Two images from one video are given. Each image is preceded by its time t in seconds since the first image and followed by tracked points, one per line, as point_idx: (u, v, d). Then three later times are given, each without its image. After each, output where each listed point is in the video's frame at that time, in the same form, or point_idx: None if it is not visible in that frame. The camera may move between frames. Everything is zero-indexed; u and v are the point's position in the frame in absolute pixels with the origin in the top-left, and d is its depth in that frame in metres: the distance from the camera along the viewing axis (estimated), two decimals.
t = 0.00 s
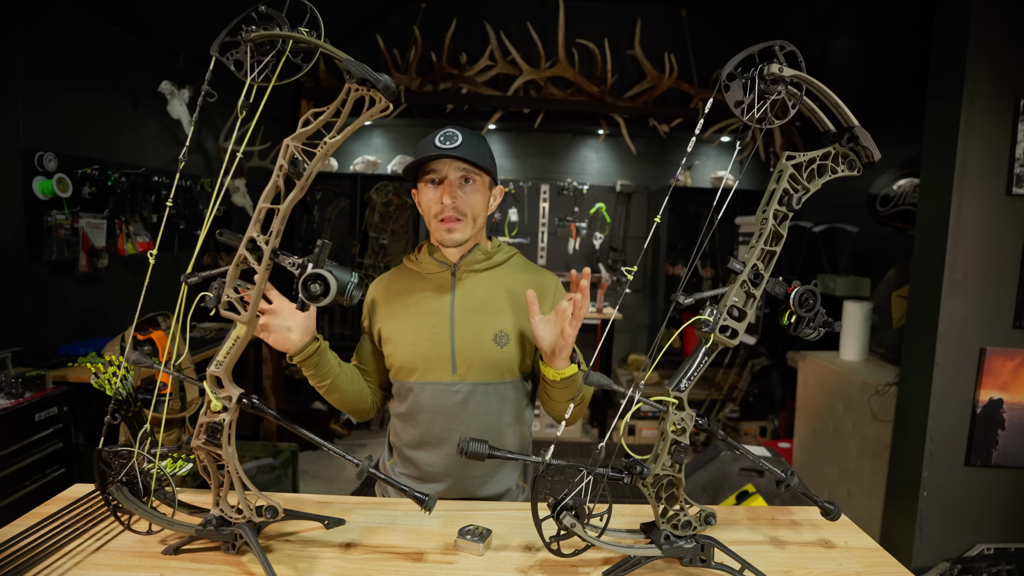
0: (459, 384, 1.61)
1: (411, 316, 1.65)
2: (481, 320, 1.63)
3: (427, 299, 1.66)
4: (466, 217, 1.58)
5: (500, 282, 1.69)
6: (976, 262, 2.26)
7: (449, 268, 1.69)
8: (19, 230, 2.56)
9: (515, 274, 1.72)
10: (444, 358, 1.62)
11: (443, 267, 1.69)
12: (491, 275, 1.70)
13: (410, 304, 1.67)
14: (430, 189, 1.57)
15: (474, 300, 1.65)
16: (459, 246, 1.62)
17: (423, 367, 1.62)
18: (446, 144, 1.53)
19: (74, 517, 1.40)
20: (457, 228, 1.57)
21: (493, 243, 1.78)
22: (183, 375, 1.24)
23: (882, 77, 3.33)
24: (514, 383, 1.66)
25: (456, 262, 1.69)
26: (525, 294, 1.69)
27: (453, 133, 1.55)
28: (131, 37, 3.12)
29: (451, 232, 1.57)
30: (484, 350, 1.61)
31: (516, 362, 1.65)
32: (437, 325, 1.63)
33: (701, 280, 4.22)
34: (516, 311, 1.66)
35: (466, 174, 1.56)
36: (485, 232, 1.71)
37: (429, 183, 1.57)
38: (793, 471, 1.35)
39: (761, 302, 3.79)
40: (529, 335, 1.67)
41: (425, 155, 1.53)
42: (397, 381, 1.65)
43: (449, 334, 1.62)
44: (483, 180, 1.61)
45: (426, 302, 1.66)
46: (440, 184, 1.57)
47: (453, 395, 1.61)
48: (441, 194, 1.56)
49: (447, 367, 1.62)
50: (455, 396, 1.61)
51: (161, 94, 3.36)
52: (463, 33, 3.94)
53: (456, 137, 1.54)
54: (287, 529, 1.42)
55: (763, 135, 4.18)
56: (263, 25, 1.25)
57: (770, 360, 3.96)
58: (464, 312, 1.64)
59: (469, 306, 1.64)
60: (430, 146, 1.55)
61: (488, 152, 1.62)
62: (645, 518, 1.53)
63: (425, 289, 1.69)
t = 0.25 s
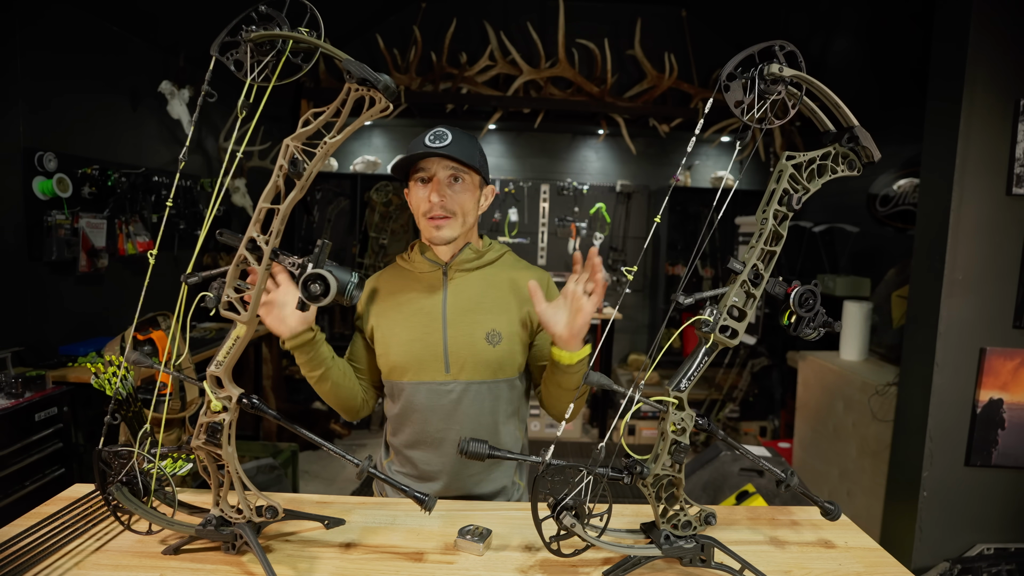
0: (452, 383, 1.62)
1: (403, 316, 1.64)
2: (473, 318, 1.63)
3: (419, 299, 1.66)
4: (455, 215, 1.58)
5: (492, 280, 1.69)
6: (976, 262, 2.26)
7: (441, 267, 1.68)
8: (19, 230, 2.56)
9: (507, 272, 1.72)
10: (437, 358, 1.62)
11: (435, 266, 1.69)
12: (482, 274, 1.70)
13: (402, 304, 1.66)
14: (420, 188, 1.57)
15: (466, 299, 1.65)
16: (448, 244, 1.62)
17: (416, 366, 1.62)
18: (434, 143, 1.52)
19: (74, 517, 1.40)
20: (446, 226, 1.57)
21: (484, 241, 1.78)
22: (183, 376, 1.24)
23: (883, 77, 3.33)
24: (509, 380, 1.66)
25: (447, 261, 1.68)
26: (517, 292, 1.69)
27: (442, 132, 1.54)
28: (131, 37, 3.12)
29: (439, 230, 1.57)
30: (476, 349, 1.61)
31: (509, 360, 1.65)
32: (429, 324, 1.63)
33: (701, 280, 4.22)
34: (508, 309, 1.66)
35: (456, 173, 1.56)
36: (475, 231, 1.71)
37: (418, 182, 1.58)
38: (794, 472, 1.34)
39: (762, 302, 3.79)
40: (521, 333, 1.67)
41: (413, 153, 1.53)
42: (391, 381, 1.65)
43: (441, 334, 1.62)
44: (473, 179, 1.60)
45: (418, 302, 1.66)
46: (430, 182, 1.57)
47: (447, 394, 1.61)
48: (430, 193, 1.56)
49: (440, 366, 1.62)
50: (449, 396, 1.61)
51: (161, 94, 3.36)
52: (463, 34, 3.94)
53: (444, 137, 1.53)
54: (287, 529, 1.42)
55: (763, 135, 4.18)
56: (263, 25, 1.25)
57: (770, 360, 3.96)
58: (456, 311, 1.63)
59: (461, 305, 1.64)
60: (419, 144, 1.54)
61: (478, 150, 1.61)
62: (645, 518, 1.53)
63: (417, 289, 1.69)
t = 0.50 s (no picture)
0: (450, 386, 1.62)
1: (400, 320, 1.64)
2: (470, 322, 1.63)
3: (417, 302, 1.65)
4: (454, 216, 1.58)
5: (489, 282, 1.68)
6: (976, 262, 2.26)
7: (437, 269, 1.66)
8: (19, 231, 2.56)
9: (504, 273, 1.71)
10: (435, 362, 1.62)
11: (431, 268, 1.67)
12: (479, 276, 1.69)
13: (399, 307, 1.65)
14: (418, 188, 1.57)
15: (463, 301, 1.65)
16: (447, 247, 1.62)
17: (414, 370, 1.62)
18: (432, 143, 1.51)
19: (74, 517, 1.40)
20: (445, 227, 1.57)
21: (480, 241, 1.77)
22: (183, 376, 1.24)
23: (883, 77, 3.33)
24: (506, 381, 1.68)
25: (444, 263, 1.66)
26: (515, 294, 1.68)
27: (439, 130, 1.53)
28: (131, 38, 3.12)
29: (438, 231, 1.57)
30: (475, 352, 1.62)
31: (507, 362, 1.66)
32: (426, 328, 1.62)
33: (701, 280, 4.22)
34: (506, 312, 1.66)
35: (454, 173, 1.56)
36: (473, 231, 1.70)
37: (416, 182, 1.57)
38: (793, 472, 1.34)
39: (762, 302, 3.79)
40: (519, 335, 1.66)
41: (410, 153, 1.52)
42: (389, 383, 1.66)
43: (439, 337, 1.61)
44: (471, 179, 1.61)
45: (414, 305, 1.65)
46: (428, 182, 1.57)
47: (445, 397, 1.62)
48: (428, 193, 1.56)
49: (438, 370, 1.62)
50: (447, 398, 1.62)
51: (161, 94, 3.36)
52: (463, 34, 3.94)
53: (443, 136, 1.52)
54: (287, 529, 1.42)
55: (763, 135, 4.18)
56: (263, 25, 1.25)
57: (770, 360, 3.96)
58: (453, 314, 1.63)
59: (459, 308, 1.64)
60: (416, 144, 1.54)
61: (475, 150, 1.62)
62: (645, 518, 1.53)
63: (414, 291, 1.68)
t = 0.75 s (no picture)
0: (446, 392, 1.63)
1: (397, 323, 1.65)
2: (467, 328, 1.63)
3: (414, 306, 1.65)
4: (443, 221, 1.56)
5: (486, 287, 1.67)
6: (976, 262, 2.26)
7: (434, 273, 1.65)
8: (19, 231, 2.56)
9: (501, 278, 1.69)
10: (430, 367, 1.62)
11: (427, 272, 1.66)
12: (476, 280, 1.68)
13: (395, 311, 1.66)
14: (405, 194, 1.55)
15: (459, 306, 1.64)
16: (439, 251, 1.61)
17: (410, 374, 1.63)
18: (417, 149, 1.47)
19: (74, 517, 1.40)
20: (434, 232, 1.56)
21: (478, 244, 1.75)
22: (183, 376, 1.24)
23: (883, 77, 3.33)
24: (503, 386, 1.68)
25: (440, 267, 1.66)
26: (512, 299, 1.67)
27: (427, 133, 1.48)
28: (131, 37, 3.12)
29: (428, 237, 1.56)
30: (470, 358, 1.61)
31: (503, 367, 1.66)
32: (422, 333, 1.62)
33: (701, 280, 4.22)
34: (502, 318, 1.65)
35: (441, 178, 1.52)
36: (467, 234, 1.67)
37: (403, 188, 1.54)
38: (793, 472, 1.34)
39: (762, 302, 3.79)
40: (515, 341, 1.66)
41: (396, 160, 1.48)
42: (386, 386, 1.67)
43: (435, 342, 1.61)
44: (460, 181, 1.56)
45: (411, 308, 1.65)
46: (415, 188, 1.53)
47: (441, 401, 1.63)
48: (416, 199, 1.54)
49: (433, 375, 1.62)
50: (443, 402, 1.63)
51: (161, 94, 3.36)
52: (463, 34, 3.94)
53: (431, 138, 1.48)
54: (287, 529, 1.42)
55: (763, 135, 4.18)
56: (263, 25, 1.24)
57: (770, 360, 3.96)
58: (449, 319, 1.63)
59: (455, 313, 1.63)
60: (404, 149, 1.49)
61: (465, 149, 1.55)
62: (645, 518, 1.53)
63: (411, 295, 1.67)
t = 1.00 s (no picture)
0: (441, 392, 1.62)
1: (397, 322, 1.66)
2: (464, 329, 1.63)
3: (414, 305, 1.66)
4: (421, 231, 1.52)
5: (485, 289, 1.68)
6: (976, 262, 2.26)
7: (434, 273, 1.66)
8: (19, 231, 2.56)
9: (502, 281, 1.69)
10: (427, 366, 1.62)
11: (427, 272, 1.66)
12: (477, 281, 1.68)
13: (397, 309, 1.67)
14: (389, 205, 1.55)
15: (458, 307, 1.65)
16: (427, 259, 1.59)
17: (407, 373, 1.63)
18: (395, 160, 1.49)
19: (74, 517, 1.40)
20: (415, 242, 1.54)
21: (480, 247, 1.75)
22: (183, 376, 1.24)
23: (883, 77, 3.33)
24: (500, 389, 1.68)
25: (440, 268, 1.66)
26: (512, 302, 1.67)
27: (406, 143, 1.49)
28: (131, 38, 3.12)
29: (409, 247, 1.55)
30: (467, 360, 1.61)
31: (500, 369, 1.65)
32: (421, 332, 1.63)
33: (700, 281, 4.22)
34: (501, 320, 1.65)
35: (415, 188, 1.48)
36: (463, 237, 1.64)
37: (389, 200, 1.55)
38: (793, 472, 1.35)
39: (762, 302, 3.79)
40: (513, 344, 1.65)
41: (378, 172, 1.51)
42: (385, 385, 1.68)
43: (432, 343, 1.62)
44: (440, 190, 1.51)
45: (411, 308, 1.66)
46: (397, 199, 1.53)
47: (436, 402, 1.63)
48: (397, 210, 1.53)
49: (430, 375, 1.63)
50: (438, 403, 1.62)
51: (161, 94, 3.36)
52: (463, 33, 3.93)
53: (410, 146, 1.48)
54: (287, 529, 1.42)
55: (763, 135, 4.19)
56: (263, 25, 1.25)
57: (770, 360, 3.95)
58: (447, 320, 1.63)
59: (454, 314, 1.64)
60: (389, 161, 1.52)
61: (447, 154, 1.49)
62: (644, 518, 1.53)
63: (412, 295, 1.68)
